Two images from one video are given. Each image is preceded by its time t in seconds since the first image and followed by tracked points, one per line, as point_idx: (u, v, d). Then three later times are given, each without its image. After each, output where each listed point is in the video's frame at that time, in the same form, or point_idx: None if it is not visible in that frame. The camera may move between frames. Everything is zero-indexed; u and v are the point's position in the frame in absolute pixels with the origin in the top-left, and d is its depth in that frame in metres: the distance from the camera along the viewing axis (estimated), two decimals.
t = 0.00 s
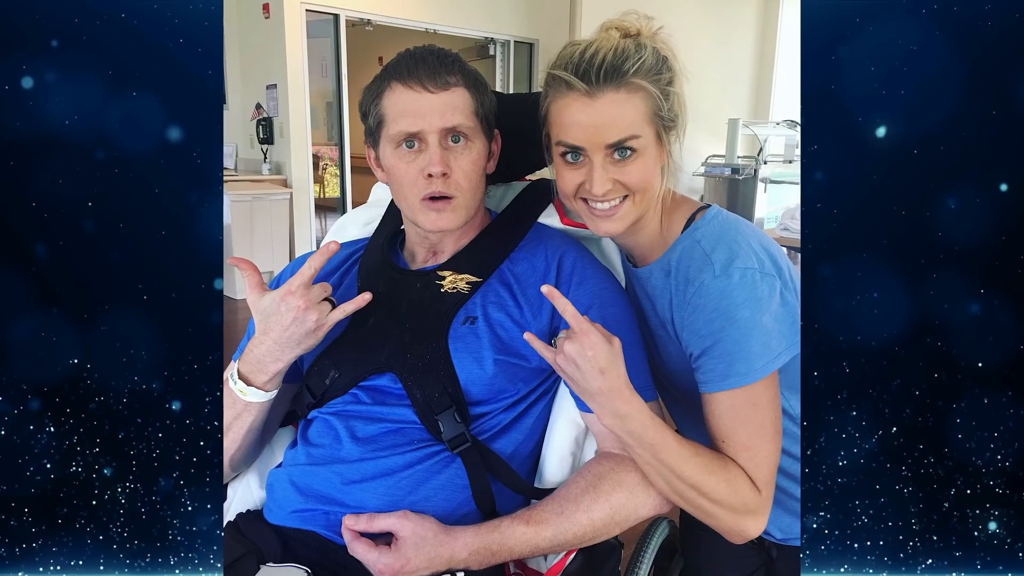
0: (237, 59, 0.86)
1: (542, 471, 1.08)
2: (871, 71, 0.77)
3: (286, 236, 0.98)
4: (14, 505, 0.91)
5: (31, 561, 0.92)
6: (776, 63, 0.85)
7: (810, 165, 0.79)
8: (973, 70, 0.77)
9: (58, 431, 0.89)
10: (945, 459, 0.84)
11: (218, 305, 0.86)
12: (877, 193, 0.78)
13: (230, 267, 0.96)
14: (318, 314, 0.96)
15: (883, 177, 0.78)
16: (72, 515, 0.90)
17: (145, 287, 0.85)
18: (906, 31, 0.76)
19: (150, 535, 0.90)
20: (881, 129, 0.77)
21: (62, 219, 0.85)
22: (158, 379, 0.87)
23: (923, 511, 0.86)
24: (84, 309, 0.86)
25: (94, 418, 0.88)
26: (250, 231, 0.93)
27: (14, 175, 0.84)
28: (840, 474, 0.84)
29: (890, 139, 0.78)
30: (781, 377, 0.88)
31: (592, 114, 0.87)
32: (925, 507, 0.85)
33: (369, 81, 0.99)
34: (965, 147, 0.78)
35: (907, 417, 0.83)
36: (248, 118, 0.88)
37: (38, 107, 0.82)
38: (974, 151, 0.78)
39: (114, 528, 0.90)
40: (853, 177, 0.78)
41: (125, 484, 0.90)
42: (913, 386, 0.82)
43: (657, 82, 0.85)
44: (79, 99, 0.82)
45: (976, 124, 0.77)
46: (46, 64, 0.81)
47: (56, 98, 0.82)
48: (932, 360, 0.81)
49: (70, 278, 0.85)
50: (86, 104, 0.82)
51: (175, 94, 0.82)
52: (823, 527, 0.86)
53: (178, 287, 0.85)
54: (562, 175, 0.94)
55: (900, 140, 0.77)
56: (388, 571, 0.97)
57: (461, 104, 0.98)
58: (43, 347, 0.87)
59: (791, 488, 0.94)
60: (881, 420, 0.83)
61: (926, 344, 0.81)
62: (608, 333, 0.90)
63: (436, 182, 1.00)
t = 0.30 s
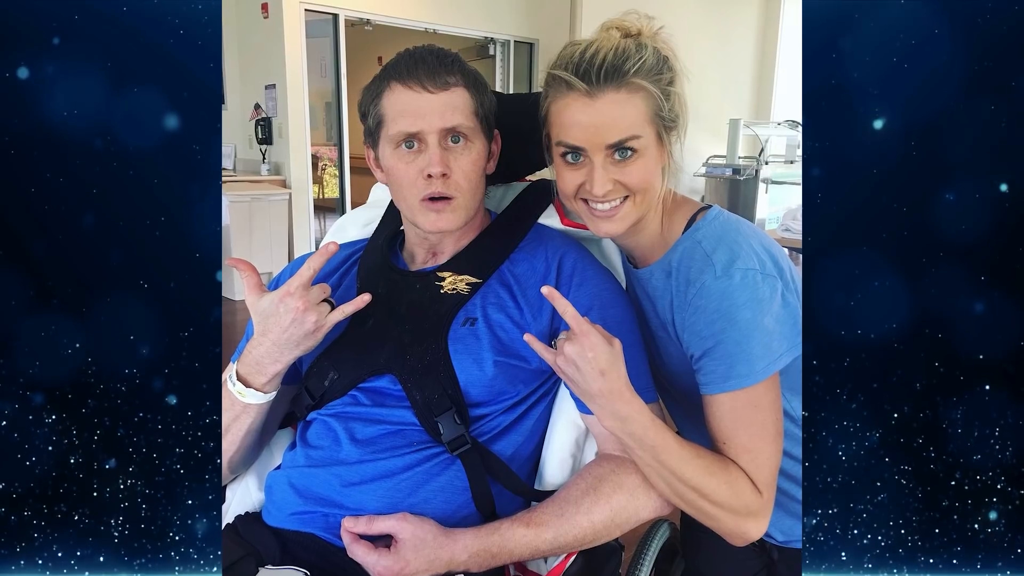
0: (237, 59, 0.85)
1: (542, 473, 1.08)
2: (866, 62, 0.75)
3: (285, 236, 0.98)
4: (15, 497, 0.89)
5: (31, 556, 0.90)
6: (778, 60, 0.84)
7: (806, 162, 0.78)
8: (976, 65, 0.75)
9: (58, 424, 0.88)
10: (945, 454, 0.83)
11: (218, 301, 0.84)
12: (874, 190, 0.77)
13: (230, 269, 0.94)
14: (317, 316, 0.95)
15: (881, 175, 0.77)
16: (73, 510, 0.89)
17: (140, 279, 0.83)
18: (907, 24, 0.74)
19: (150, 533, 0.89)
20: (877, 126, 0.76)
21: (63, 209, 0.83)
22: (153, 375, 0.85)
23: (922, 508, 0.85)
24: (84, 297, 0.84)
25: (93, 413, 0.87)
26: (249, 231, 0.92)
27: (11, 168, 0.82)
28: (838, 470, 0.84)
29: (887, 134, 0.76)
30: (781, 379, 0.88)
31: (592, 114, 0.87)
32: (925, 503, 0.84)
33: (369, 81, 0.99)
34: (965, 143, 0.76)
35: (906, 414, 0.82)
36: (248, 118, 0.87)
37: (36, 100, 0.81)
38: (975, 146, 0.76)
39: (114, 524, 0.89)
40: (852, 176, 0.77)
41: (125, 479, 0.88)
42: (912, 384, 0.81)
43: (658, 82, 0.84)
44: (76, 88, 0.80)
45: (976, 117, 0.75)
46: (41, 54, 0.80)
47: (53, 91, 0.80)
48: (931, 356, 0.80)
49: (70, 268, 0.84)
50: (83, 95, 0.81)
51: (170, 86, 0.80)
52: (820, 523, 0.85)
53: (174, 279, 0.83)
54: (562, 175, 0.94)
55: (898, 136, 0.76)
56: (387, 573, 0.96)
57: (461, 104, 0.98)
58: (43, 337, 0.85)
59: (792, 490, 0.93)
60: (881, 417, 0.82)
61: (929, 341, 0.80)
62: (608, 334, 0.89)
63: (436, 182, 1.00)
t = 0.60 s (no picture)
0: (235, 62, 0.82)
1: (542, 475, 1.07)
2: (866, 57, 0.75)
3: (284, 237, 0.99)
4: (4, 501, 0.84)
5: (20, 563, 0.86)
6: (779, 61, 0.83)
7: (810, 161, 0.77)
8: (976, 63, 0.74)
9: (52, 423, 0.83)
10: (945, 451, 0.82)
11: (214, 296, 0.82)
12: (876, 188, 0.76)
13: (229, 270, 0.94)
14: (316, 317, 0.94)
15: (880, 172, 0.76)
16: (68, 511, 0.86)
17: (138, 280, 0.80)
18: (907, 20, 0.74)
19: (151, 531, 0.87)
20: (874, 124, 0.76)
21: (59, 199, 0.79)
22: (150, 374, 0.83)
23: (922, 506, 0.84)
24: (78, 292, 0.80)
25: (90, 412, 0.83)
26: (248, 232, 0.92)
27: (8, 166, 0.77)
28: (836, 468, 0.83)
29: (886, 132, 0.76)
30: (784, 380, 0.87)
31: (593, 114, 0.86)
32: (925, 501, 0.84)
33: (368, 81, 1.00)
34: (964, 141, 0.75)
35: (905, 411, 0.81)
36: (247, 119, 0.86)
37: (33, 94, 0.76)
38: (974, 143, 0.75)
39: (112, 525, 0.86)
40: (853, 175, 0.76)
41: (124, 478, 0.85)
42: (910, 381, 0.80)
43: (659, 82, 0.84)
44: (75, 76, 0.76)
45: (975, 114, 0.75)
46: (38, 44, 0.76)
47: (50, 83, 0.76)
48: (930, 353, 0.79)
49: (65, 263, 0.79)
50: (83, 86, 0.76)
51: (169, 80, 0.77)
52: (818, 523, 0.85)
53: (173, 275, 0.81)
54: (562, 176, 0.93)
55: (898, 133, 0.75)
56: None
57: (461, 104, 0.97)
58: (38, 337, 0.80)
59: (795, 493, 0.91)
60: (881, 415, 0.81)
61: (930, 341, 0.79)
62: (609, 336, 0.89)
63: (436, 183, 0.99)
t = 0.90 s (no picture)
0: (235, 61, 0.82)
1: (542, 477, 1.07)
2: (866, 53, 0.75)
3: (283, 237, 0.99)
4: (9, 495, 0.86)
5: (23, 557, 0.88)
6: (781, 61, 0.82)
7: (821, 163, 0.77)
8: (978, 58, 0.74)
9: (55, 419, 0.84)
10: (945, 448, 0.82)
11: (211, 290, 0.82)
12: (874, 186, 0.76)
13: (226, 270, 0.94)
14: (315, 318, 0.94)
15: (884, 170, 0.76)
16: (70, 507, 0.87)
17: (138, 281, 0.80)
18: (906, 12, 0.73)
19: (150, 528, 0.87)
20: (876, 121, 0.75)
21: (60, 197, 0.80)
22: (150, 373, 0.83)
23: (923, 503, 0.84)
24: (77, 290, 0.81)
25: (90, 409, 0.84)
26: (247, 233, 0.91)
27: (8, 164, 0.79)
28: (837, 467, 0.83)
29: (887, 130, 0.75)
30: (786, 382, 0.87)
31: (593, 115, 0.86)
32: (925, 498, 0.83)
33: (368, 81, 0.99)
34: (964, 139, 0.75)
35: (906, 408, 0.81)
36: (245, 119, 0.86)
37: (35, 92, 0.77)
38: (975, 140, 0.75)
39: (113, 524, 0.87)
40: (852, 173, 0.76)
41: (124, 475, 0.86)
42: (911, 380, 0.80)
43: (660, 82, 0.84)
44: (75, 75, 0.77)
45: (979, 111, 0.74)
46: (36, 50, 0.77)
47: (48, 85, 0.77)
48: (931, 351, 0.79)
49: (65, 261, 0.80)
50: (82, 83, 0.77)
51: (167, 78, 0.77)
52: (820, 523, 0.84)
53: (172, 276, 0.81)
54: (562, 176, 0.93)
55: (899, 131, 0.75)
56: None
57: (461, 104, 0.97)
58: (40, 335, 0.82)
59: (796, 495, 0.94)
60: (880, 413, 0.81)
61: (928, 338, 0.79)
62: (609, 337, 0.88)
63: (435, 183, 0.99)
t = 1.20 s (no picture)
0: (233, 59, 0.83)
1: (542, 479, 1.06)
2: (865, 49, 0.75)
3: (281, 238, 0.98)
4: (10, 491, 0.88)
5: (26, 555, 0.90)
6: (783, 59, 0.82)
7: (823, 157, 0.76)
8: (981, 56, 0.75)
9: (54, 417, 0.86)
10: (944, 443, 0.84)
11: (207, 287, 0.82)
12: (880, 182, 0.77)
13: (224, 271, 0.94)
14: (314, 320, 0.93)
15: (884, 165, 0.76)
16: (69, 504, 0.88)
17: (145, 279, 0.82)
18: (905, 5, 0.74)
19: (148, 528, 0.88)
20: (886, 117, 0.76)
21: (59, 197, 0.81)
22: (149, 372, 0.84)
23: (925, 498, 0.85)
24: (76, 289, 0.82)
25: (88, 407, 0.85)
26: (245, 233, 0.91)
27: (8, 163, 0.81)
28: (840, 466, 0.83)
29: (893, 127, 0.76)
30: (787, 384, 0.87)
31: (593, 115, 0.86)
32: (927, 493, 0.85)
33: (367, 81, 0.98)
34: (969, 138, 0.77)
35: (910, 405, 0.82)
36: (243, 119, 0.87)
37: (39, 93, 0.79)
38: (977, 138, 0.77)
39: (112, 522, 0.89)
40: (856, 170, 0.77)
41: (122, 474, 0.87)
42: (915, 374, 0.81)
43: (660, 82, 0.83)
44: (77, 75, 0.78)
45: (987, 110, 0.76)
46: (36, 54, 0.79)
47: (50, 88, 0.79)
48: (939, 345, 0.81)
49: (65, 262, 0.82)
50: (82, 83, 0.78)
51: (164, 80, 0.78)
52: (823, 518, 0.84)
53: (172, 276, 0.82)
54: (562, 177, 0.92)
55: (902, 127, 0.76)
56: None
57: (461, 104, 0.97)
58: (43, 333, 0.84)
59: (797, 497, 0.95)
60: (875, 408, 0.82)
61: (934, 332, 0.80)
62: (609, 339, 0.88)
63: (435, 184, 0.98)
